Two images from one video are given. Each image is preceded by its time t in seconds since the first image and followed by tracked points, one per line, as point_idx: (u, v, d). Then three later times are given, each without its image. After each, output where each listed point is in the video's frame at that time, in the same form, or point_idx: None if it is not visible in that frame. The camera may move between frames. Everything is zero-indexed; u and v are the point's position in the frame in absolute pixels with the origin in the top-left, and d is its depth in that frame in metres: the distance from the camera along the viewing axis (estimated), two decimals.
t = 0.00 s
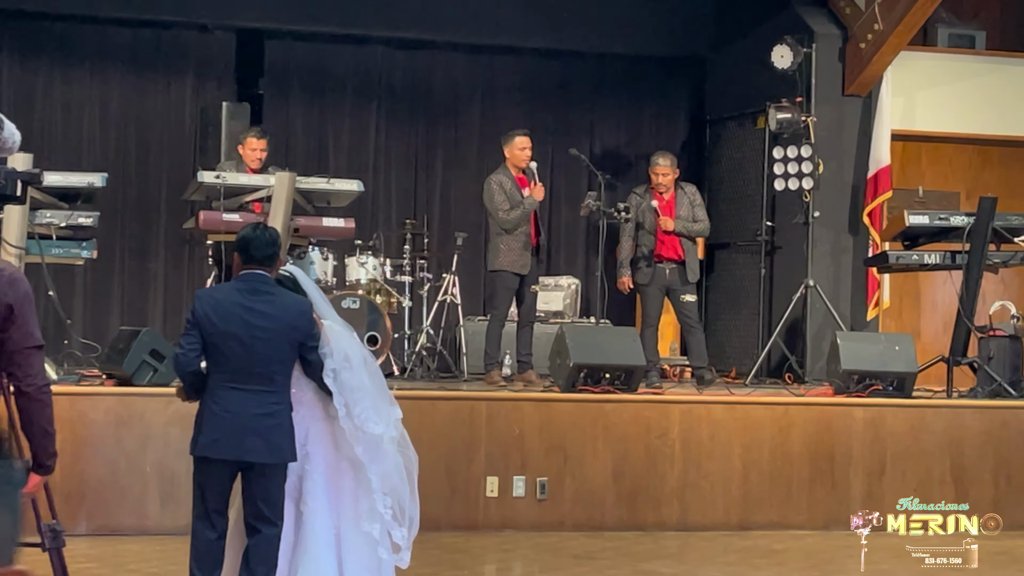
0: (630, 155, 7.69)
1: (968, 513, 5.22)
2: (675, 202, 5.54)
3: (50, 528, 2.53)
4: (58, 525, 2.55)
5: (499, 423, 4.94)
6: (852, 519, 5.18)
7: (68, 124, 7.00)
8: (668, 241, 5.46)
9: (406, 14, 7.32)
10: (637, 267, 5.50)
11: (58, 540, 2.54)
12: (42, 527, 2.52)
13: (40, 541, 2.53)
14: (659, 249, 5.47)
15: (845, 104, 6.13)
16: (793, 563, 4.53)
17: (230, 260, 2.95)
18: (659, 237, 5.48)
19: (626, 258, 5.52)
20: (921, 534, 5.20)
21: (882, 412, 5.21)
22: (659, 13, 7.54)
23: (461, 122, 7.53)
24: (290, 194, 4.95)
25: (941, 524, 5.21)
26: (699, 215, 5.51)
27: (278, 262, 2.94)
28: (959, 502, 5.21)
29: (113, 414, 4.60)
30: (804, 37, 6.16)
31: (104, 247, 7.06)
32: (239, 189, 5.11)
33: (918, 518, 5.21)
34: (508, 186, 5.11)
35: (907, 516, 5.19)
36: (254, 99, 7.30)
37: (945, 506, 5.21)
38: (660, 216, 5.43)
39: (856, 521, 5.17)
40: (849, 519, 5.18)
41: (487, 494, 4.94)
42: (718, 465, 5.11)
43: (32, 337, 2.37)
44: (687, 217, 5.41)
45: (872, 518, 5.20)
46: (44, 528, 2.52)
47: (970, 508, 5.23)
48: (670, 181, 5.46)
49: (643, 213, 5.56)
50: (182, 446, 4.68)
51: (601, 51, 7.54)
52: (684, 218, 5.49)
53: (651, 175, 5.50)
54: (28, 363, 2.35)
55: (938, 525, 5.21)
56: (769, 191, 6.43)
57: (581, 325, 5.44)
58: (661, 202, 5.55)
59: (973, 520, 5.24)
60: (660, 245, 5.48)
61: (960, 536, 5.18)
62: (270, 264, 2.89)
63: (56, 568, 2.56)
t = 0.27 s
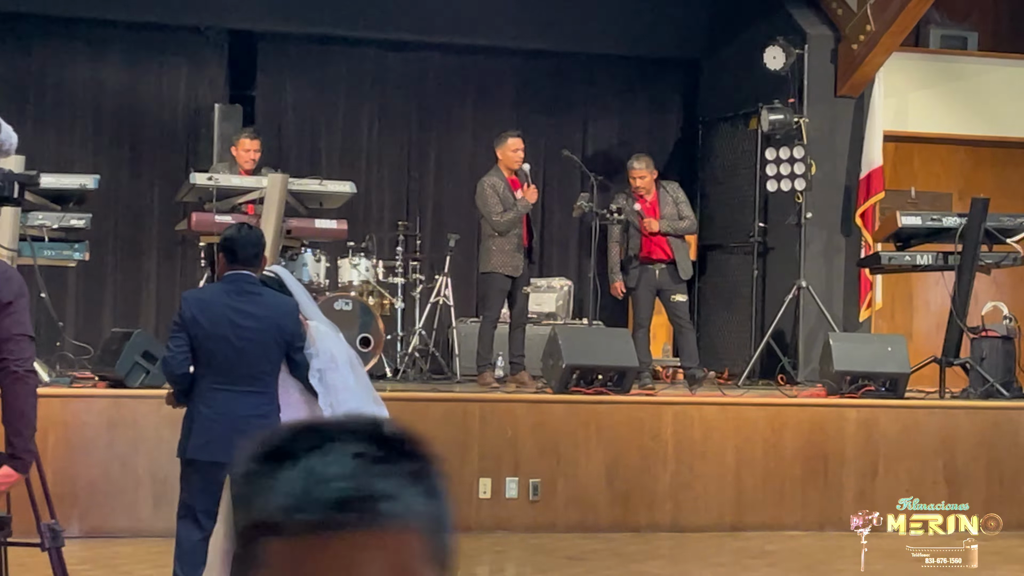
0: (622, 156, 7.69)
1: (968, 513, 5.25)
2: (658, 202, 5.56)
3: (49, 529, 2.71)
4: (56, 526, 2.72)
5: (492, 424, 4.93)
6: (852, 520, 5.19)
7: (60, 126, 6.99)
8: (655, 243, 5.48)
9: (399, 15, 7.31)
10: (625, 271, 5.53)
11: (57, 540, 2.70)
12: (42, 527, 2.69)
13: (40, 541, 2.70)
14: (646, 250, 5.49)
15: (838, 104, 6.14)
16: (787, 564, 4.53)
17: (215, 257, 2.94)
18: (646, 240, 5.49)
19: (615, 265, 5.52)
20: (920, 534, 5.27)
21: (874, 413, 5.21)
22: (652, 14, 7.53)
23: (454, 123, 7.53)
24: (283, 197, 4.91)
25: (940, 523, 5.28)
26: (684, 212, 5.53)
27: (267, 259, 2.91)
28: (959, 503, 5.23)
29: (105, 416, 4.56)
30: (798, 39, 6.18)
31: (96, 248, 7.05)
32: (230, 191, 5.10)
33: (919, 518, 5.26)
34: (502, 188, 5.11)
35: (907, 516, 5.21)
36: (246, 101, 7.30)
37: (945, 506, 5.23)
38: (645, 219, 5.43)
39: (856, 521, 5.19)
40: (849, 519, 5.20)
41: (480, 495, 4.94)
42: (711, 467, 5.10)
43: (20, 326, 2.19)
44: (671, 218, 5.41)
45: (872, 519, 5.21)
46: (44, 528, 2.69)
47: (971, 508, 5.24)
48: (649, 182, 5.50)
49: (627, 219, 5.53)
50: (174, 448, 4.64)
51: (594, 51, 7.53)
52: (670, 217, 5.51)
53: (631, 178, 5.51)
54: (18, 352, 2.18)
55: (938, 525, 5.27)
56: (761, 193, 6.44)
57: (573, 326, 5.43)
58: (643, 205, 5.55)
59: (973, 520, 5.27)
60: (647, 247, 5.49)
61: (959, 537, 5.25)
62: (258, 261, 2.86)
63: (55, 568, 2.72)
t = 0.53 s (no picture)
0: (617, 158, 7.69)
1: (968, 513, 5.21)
2: (648, 203, 5.59)
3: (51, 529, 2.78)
4: (57, 526, 2.79)
5: (488, 425, 4.92)
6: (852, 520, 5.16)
7: (55, 128, 7.01)
8: (649, 244, 5.50)
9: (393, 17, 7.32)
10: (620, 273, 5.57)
11: (58, 540, 2.78)
12: (43, 527, 2.76)
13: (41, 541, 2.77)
14: (640, 252, 5.52)
15: (833, 105, 6.16)
16: (781, 564, 4.52)
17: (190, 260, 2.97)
18: (640, 241, 5.51)
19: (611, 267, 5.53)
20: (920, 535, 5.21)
21: (870, 413, 5.22)
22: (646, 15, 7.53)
23: (449, 125, 7.54)
24: (278, 198, 4.89)
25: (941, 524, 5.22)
26: (675, 211, 5.57)
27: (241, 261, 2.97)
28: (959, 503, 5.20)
29: (100, 418, 4.56)
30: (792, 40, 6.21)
31: (91, 250, 7.06)
32: (226, 194, 5.10)
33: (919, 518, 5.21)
34: (497, 190, 5.12)
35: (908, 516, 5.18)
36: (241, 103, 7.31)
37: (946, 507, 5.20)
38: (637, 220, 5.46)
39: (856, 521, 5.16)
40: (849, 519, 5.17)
41: (475, 496, 4.91)
42: (706, 468, 5.08)
43: None
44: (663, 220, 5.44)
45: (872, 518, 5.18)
46: (46, 529, 2.76)
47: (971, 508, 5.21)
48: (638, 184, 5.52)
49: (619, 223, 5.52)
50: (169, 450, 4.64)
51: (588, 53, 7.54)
52: (661, 218, 5.55)
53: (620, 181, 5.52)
54: None
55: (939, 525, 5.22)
56: (757, 194, 6.45)
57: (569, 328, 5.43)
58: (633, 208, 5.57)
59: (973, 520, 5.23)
60: (641, 248, 5.52)
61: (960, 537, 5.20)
62: (229, 265, 2.91)
63: (55, 568, 2.80)
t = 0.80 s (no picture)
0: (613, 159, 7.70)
1: (968, 513, 5.22)
2: (647, 203, 5.59)
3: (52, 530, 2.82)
4: (59, 528, 2.83)
5: (486, 427, 4.91)
6: (852, 520, 5.16)
7: (52, 132, 7.01)
8: (647, 246, 5.49)
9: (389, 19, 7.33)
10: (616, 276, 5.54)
11: (59, 542, 2.82)
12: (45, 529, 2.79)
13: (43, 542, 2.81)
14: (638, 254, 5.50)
15: (830, 105, 6.17)
16: (779, 565, 4.51)
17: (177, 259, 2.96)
18: (638, 243, 5.50)
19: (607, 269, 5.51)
20: (920, 534, 5.20)
21: (867, 413, 5.20)
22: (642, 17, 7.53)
23: (445, 127, 7.54)
24: (275, 199, 4.90)
25: (941, 524, 5.22)
26: (674, 213, 5.60)
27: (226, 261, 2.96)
28: (959, 502, 5.21)
29: (97, 421, 4.55)
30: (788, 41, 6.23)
31: (88, 253, 7.06)
32: (223, 196, 5.12)
33: (919, 518, 5.21)
34: (490, 192, 5.12)
35: (907, 516, 5.18)
36: (238, 105, 7.31)
37: (945, 506, 5.21)
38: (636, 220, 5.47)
39: (856, 521, 5.16)
40: (849, 519, 5.17)
41: (474, 498, 4.90)
42: (704, 469, 5.08)
43: None
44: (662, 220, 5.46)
45: (872, 518, 5.17)
46: (47, 530, 2.80)
47: (970, 508, 5.22)
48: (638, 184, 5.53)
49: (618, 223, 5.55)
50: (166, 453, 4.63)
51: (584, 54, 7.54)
52: (660, 218, 5.56)
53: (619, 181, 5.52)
54: None
55: (938, 525, 5.21)
56: (753, 194, 6.46)
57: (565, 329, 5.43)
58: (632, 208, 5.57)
59: (973, 520, 5.23)
60: (638, 249, 5.51)
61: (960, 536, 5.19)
62: (215, 265, 2.91)
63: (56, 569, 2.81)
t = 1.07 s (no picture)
0: (611, 158, 7.70)
1: (968, 512, 5.23)
2: (651, 203, 5.62)
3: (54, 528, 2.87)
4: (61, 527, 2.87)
5: (484, 426, 4.92)
6: (852, 519, 5.16)
7: (49, 133, 7.01)
8: (649, 245, 5.51)
9: (387, 19, 7.33)
10: (616, 273, 5.52)
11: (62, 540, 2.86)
12: (48, 528, 2.85)
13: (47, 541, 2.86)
14: (640, 252, 5.52)
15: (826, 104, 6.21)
16: (779, 563, 4.51)
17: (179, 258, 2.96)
18: (640, 241, 5.51)
19: (609, 265, 5.49)
20: (921, 534, 5.19)
21: (864, 411, 5.20)
22: (639, 16, 7.54)
23: (443, 126, 7.55)
24: (272, 200, 4.90)
25: (941, 524, 5.21)
26: (676, 214, 5.61)
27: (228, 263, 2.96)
28: (959, 502, 5.22)
29: (96, 421, 4.55)
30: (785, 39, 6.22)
31: (86, 254, 7.06)
32: (221, 196, 5.12)
33: (918, 517, 5.21)
34: (485, 191, 5.12)
35: (907, 516, 5.19)
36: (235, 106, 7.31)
37: (945, 506, 5.21)
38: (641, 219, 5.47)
39: (856, 521, 5.16)
40: (849, 519, 5.17)
41: (473, 497, 4.90)
42: (702, 468, 5.08)
43: None
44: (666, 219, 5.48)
45: (872, 518, 5.18)
46: (50, 528, 2.85)
47: (970, 508, 5.23)
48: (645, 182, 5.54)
49: (620, 219, 5.55)
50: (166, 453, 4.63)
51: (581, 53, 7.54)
52: (664, 219, 5.58)
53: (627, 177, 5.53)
54: None
55: (938, 525, 5.21)
56: (751, 192, 6.48)
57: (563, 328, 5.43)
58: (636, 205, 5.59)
59: (972, 519, 5.24)
60: (640, 248, 5.52)
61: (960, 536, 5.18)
62: (219, 267, 2.90)
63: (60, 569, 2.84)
